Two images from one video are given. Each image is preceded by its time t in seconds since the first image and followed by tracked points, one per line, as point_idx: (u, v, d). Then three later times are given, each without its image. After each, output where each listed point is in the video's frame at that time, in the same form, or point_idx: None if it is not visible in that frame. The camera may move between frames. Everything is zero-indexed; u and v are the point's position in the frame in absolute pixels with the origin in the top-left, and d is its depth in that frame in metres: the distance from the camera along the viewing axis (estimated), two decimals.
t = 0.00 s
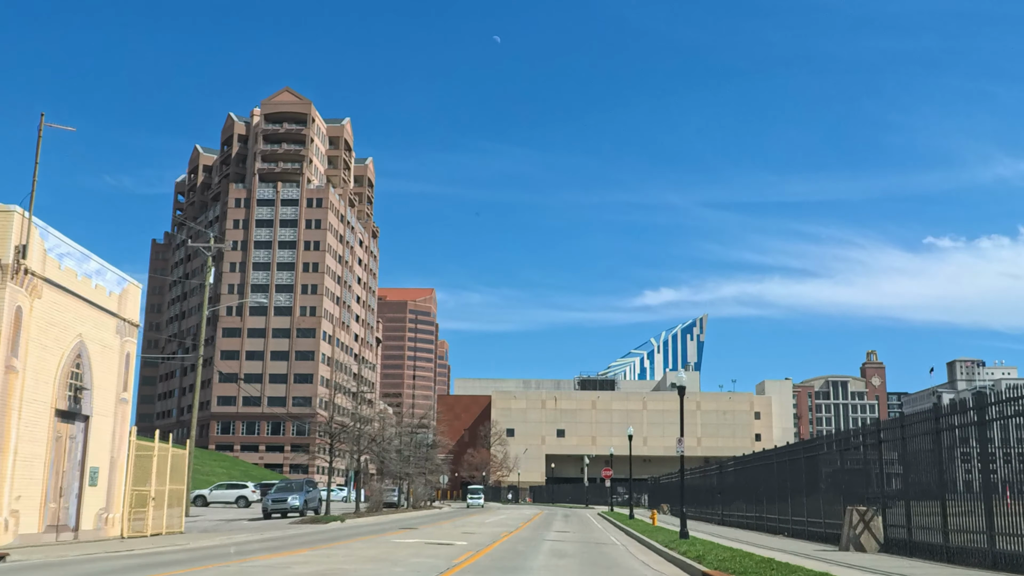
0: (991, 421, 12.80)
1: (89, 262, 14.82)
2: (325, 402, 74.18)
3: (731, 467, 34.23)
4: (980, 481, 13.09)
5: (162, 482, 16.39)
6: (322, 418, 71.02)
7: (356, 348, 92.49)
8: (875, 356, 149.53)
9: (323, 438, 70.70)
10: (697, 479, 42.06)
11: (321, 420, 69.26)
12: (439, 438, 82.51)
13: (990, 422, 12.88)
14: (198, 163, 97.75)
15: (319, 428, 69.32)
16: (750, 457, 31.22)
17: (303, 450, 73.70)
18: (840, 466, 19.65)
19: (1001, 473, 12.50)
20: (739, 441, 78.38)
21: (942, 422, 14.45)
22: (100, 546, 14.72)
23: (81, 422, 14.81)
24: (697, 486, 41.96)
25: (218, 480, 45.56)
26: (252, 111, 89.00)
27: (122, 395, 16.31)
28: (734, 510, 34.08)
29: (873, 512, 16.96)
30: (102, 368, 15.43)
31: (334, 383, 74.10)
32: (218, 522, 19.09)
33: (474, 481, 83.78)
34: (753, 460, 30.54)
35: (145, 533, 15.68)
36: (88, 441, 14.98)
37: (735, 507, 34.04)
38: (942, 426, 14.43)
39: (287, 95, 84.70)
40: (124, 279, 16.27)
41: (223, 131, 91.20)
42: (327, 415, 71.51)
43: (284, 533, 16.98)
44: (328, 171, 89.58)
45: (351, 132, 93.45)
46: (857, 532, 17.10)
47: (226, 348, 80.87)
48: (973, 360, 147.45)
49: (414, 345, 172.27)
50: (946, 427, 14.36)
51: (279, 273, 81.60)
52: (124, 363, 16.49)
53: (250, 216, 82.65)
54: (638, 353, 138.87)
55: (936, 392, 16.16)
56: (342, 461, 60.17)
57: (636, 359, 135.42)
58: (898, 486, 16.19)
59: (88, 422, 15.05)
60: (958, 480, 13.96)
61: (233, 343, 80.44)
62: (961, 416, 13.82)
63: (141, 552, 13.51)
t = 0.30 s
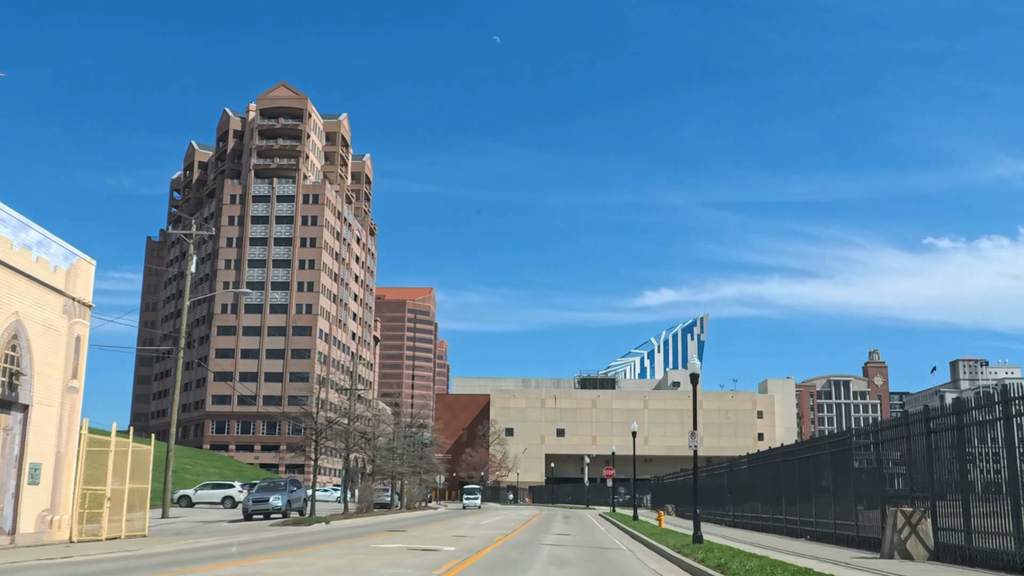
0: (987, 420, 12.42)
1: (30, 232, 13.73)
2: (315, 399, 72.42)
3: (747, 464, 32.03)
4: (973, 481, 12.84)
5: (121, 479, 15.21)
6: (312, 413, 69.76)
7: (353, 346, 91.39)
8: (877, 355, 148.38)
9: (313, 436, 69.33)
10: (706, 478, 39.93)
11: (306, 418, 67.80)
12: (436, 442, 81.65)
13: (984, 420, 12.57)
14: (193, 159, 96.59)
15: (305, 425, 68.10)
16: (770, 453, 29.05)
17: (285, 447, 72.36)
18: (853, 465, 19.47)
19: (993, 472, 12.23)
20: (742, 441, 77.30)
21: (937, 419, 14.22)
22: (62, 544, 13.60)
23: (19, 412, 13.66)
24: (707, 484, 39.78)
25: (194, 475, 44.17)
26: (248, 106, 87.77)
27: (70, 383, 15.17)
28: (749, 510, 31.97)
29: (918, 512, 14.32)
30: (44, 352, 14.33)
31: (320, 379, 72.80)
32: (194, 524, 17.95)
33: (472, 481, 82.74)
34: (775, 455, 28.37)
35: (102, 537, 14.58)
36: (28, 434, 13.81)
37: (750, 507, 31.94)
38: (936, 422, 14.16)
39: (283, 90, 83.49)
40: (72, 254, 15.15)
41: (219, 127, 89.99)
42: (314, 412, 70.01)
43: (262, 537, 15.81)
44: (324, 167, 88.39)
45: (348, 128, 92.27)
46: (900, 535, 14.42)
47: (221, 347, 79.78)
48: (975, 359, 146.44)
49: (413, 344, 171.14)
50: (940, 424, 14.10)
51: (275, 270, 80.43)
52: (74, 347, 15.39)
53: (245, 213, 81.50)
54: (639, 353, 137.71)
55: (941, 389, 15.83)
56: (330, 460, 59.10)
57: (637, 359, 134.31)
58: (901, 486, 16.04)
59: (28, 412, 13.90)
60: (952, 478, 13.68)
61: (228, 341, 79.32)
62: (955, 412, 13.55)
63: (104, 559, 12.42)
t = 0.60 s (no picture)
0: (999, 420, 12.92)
1: None
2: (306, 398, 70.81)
3: (762, 460, 29.41)
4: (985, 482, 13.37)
5: (69, 476, 14.16)
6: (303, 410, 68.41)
7: (350, 344, 90.30)
8: (878, 354, 147.34)
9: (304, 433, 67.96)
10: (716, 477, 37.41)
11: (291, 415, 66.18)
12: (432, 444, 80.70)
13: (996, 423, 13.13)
14: (188, 155, 95.41)
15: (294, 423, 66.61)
16: (788, 449, 26.65)
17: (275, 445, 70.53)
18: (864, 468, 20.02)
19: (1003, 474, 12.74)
20: (744, 440, 76.16)
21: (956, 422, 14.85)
22: (17, 548, 12.52)
23: None
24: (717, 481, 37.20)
25: (182, 476, 42.16)
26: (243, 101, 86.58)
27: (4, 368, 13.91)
28: (764, 510, 29.50)
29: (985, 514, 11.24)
30: None
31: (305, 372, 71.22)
32: (168, 526, 16.82)
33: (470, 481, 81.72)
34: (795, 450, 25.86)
35: (46, 540, 13.42)
36: None
37: (765, 506, 29.47)
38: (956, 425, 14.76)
39: (279, 85, 82.28)
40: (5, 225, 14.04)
41: (214, 123, 88.81)
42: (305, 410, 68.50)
43: (236, 540, 14.67)
44: (320, 163, 87.26)
45: (344, 123, 91.08)
46: (961, 541, 11.43)
47: (215, 345, 78.61)
48: (978, 358, 145.30)
49: (412, 343, 170.15)
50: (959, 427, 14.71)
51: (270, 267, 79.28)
52: (9, 327, 14.27)
53: (240, 209, 80.34)
54: (639, 352, 136.63)
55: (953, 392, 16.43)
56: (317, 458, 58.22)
57: (636, 358, 133.26)
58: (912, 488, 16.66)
59: None
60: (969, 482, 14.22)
61: (223, 339, 78.20)
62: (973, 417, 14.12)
63: (56, 565, 11.33)
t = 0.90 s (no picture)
0: (998, 418, 13.45)
1: None
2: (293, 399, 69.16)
3: (772, 457, 27.36)
4: (980, 483, 13.90)
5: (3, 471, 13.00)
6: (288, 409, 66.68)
7: (346, 343, 89.11)
8: (880, 352, 146.24)
9: (289, 429, 66.46)
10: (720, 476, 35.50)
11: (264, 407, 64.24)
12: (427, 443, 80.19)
13: (991, 422, 13.72)
14: (182, 151, 94.13)
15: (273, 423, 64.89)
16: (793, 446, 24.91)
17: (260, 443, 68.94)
18: (846, 467, 20.48)
19: (1001, 475, 13.28)
20: (745, 440, 75.03)
21: (943, 419, 15.38)
22: None
23: None
24: (723, 482, 35.11)
25: (170, 476, 39.50)
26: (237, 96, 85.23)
27: None
28: (772, 511, 27.59)
29: None
30: None
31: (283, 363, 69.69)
32: (137, 528, 15.64)
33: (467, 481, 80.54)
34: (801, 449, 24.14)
35: None
36: None
37: (772, 508, 27.59)
38: (946, 424, 15.27)
39: (273, 79, 81.01)
40: None
41: (208, 118, 87.52)
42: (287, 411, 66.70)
43: (205, 545, 13.48)
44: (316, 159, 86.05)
45: (340, 118, 89.87)
46: None
47: (208, 343, 77.44)
48: (980, 357, 144.05)
49: (410, 341, 168.99)
50: (947, 426, 15.29)
51: (265, 264, 78.17)
52: None
53: (234, 205, 79.13)
54: (638, 352, 135.51)
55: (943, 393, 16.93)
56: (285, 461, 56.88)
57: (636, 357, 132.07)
58: (899, 486, 17.23)
59: None
60: (958, 480, 14.79)
61: (217, 337, 77.06)
62: (964, 416, 14.65)
63: None
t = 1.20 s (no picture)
0: (1000, 419, 13.30)
1: None
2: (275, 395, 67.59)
3: (779, 456, 26.04)
4: (981, 483, 13.83)
5: None
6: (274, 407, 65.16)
7: (342, 342, 87.89)
8: (881, 352, 145.28)
9: (268, 426, 64.93)
10: (723, 475, 34.26)
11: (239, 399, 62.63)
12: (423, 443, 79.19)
13: (992, 422, 13.60)
14: (176, 148, 92.92)
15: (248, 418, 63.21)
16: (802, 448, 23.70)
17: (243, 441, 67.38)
18: (844, 467, 20.33)
19: (1003, 476, 13.20)
20: (747, 439, 73.89)
21: (944, 419, 15.26)
22: None
23: None
24: (726, 480, 33.84)
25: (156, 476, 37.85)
26: (231, 91, 83.98)
27: None
28: (778, 514, 26.45)
29: None
30: None
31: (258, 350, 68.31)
32: (102, 532, 14.53)
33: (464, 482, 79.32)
34: (812, 451, 22.96)
35: None
36: None
37: (779, 510, 26.43)
38: (946, 424, 15.15)
39: (267, 74, 79.77)
40: None
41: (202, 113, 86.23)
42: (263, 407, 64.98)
43: (169, 552, 12.33)
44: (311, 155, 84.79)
45: (336, 114, 88.61)
46: None
47: (201, 341, 76.20)
48: (981, 356, 142.87)
49: (407, 341, 167.84)
50: (947, 426, 15.17)
51: (258, 261, 76.87)
52: None
53: (227, 201, 77.90)
54: (637, 351, 134.44)
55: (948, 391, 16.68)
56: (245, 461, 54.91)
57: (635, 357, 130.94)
58: (899, 486, 17.17)
59: None
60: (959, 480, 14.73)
61: (210, 335, 75.84)
62: (964, 415, 14.54)
63: None
